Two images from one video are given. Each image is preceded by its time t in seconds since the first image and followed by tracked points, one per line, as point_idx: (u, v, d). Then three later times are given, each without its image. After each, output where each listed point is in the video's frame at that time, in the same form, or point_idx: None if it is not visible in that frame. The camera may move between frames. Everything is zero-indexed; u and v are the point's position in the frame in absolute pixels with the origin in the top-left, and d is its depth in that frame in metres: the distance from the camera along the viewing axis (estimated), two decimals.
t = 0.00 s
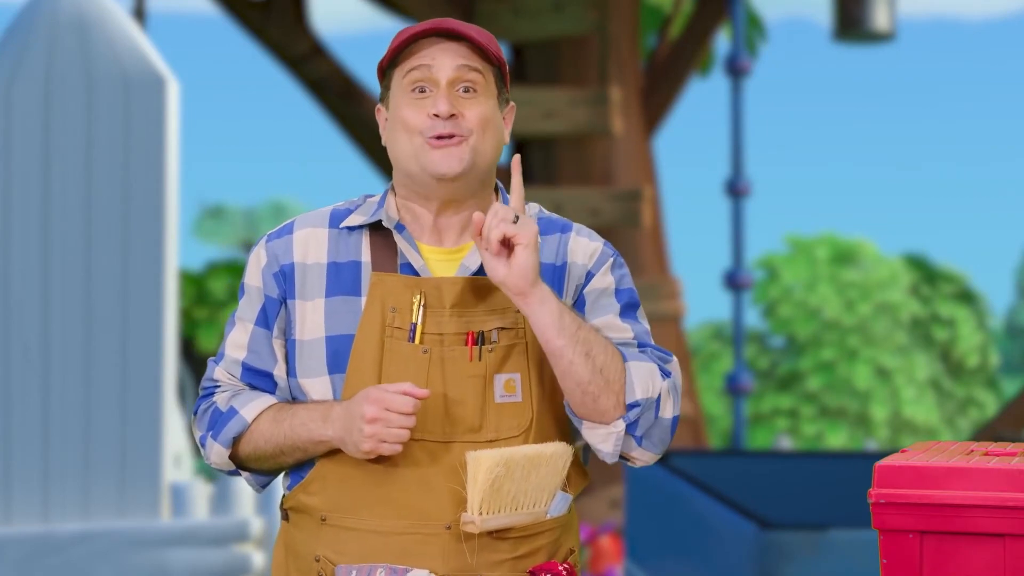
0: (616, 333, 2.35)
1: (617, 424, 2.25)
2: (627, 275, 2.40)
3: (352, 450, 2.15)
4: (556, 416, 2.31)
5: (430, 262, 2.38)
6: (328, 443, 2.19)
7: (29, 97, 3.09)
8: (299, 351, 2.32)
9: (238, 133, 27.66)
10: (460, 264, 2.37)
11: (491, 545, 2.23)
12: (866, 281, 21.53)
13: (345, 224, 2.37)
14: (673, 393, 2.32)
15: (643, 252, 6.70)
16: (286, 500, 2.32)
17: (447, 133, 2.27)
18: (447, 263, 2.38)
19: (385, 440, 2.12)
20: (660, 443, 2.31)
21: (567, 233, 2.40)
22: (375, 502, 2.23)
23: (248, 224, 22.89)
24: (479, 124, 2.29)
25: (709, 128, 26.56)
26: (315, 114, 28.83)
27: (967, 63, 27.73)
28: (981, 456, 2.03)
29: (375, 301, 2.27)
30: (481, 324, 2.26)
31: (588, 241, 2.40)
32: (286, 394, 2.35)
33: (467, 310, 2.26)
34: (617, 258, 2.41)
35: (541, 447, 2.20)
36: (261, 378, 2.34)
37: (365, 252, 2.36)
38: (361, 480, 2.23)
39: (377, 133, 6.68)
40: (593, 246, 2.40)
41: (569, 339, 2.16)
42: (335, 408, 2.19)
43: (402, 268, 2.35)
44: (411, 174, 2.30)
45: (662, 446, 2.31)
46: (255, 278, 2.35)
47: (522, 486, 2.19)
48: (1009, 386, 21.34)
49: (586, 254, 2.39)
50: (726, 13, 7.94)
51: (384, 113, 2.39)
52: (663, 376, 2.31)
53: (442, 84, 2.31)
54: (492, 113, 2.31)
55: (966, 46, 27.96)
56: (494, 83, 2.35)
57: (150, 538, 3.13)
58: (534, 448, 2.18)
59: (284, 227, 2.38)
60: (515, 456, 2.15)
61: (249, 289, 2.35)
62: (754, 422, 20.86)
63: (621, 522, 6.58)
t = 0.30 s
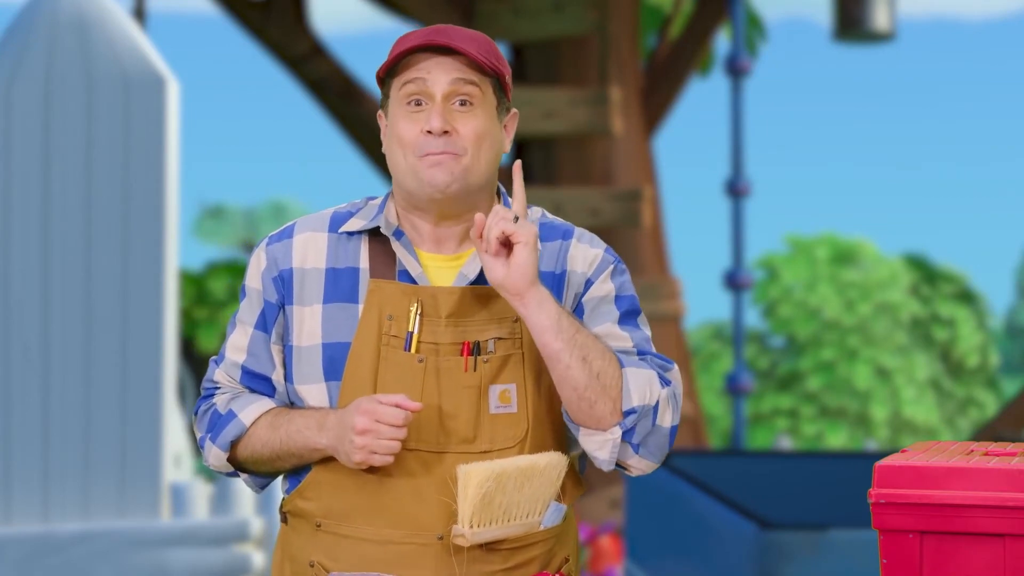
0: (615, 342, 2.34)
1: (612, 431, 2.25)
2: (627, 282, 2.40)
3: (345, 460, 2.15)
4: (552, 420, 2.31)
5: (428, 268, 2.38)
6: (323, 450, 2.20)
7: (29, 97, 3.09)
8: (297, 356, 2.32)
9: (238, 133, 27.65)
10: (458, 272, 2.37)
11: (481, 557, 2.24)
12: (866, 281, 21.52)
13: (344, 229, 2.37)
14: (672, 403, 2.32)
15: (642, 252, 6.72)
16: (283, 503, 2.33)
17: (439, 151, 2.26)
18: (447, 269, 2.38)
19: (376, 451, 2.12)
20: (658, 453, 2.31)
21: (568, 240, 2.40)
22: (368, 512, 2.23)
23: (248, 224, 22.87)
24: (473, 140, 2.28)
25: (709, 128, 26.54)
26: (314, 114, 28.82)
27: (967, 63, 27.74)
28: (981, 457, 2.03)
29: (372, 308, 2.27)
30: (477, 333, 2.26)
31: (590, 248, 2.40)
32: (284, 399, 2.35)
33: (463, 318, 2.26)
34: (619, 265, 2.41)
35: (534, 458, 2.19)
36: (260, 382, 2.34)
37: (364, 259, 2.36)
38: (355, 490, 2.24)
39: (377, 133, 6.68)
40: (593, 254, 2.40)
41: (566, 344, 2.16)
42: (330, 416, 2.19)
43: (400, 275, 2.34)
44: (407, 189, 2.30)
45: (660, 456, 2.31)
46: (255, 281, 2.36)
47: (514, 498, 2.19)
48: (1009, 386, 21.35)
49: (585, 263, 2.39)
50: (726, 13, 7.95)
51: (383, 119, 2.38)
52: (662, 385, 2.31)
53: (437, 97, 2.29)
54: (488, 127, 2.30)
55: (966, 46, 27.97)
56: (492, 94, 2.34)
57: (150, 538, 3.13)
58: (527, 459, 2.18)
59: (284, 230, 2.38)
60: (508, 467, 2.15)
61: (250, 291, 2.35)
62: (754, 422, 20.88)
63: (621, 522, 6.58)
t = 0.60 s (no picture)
0: (604, 365, 2.37)
1: (599, 462, 2.28)
2: (623, 295, 2.41)
3: (340, 469, 2.17)
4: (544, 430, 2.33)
5: (424, 275, 2.38)
6: (319, 458, 2.21)
7: (29, 98, 3.09)
8: (296, 365, 2.33)
9: (238, 133, 27.63)
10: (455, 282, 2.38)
11: (477, 565, 2.26)
12: (866, 281, 21.47)
13: (342, 237, 2.37)
14: (657, 426, 2.35)
15: (643, 253, 6.74)
16: (283, 507, 2.35)
17: (440, 160, 2.27)
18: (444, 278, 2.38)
19: (371, 459, 2.14)
20: (644, 476, 2.34)
21: (566, 251, 2.40)
22: (365, 520, 2.26)
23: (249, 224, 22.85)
24: (473, 149, 2.28)
25: (709, 128, 26.53)
26: (314, 113, 28.81)
27: (967, 63, 27.73)
28: (981, 457, 2.03)
29: (369, 317, 2.28)
30: (473, 342, 2.27)
31: (588, 260, 2.40)
32: (284, 405, 2.36)
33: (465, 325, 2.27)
34: (616, 278, 2.41)
35: (529, 467, 2.22)
36: (259, 388, 2.34)
37: (362, 267, 2.36)
38: (351, 498, 2.26)
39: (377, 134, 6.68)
40: (589, 265, 2.39)
41: (549, 384, 2.18)
42: (326, 424, 2.20)
43: (398, 283, 2.35)
44: (405, 198, 2.30)
45: (646, 480, 2.34)
46: (254, 288, 2.36)
47: (510, 506, 2.22)
48: (1009, 387, 21.34)
49: (582, 275, 2.39)
50: (726, 13, 7.95)
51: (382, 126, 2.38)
52: (646, 410, 2.33)
53: (436, 108, 2.29)
54: (487, 137, 2.30)
55: (966, 45, 27.95)
56: (491, 104, 2.33)
57: (150, 538, 3.13)
58: (523, 467, 2.21)
59: (284, 237, 2.39)
60: (502, 477, 2.17)
61: (249, 299, 2.35)
62: (755, 422, 20.89)
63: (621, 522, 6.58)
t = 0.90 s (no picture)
0: (611, 368, 2.38)
1: (607, 459, 2.30)
2: (623, 303, 2.44)
3: (334, 477, 2.18)
4: (549, 435, 2.35)
5: (423, 289, 2.39)
6: (312, 466, 2.22)
7: (29, 97, 3.09)
8: (294, 379, 2.34)
9: (238, 133, 27.64)
10: (454, 292, 2.38)
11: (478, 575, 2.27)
12: (866, 281, 21.50)
13: (339, 251, 2.39)
14: (665, 426, 2.37)
15: (642, 253, 6.77)
16: (282, 521, 2.37)
17: (441, 171, 2.29)
18: (443, 290, 2.39)
19: (368, 466, 2.15)
20: (652, 476, 2.36)
21: (564, 260, 2.44)
22: (366, 530, 2.27)
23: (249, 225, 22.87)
24: (473, 160, 2.30)
25: (710, 128, 26.50)
26: (313, 113, 28.81)
27: (967, 63, 27.75)
28: (981, 457, 2.03)
29: (368, 331, 2.29)
30: (471, 352, 2.28)
31: (586, 268, 2.43)
32: (281, 418, 2.37)
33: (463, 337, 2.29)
34: (614, 286, 2.44)
35: (531, 476, 2.23)
36: (255, 402, 2.36)
37: (359, 280, 2.38)
38: (350, 511, 2.28)
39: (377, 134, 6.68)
40: (588, 274, 2.42)
41: (560, 378, 2.20)
42: (322, 432, 2.22)
43: (395, 296, 2.37)
44: (407, 209, 2.32)
45: (655, 479, 2.36)
46: (251, 304, 2.38)
47: (510, 515, 2.23)
48: (1009, 386, 21.34)
49: (581, 282, 2.42)
50: (726, 13, 7.94)
51: (380, 138, 2.39)
52: (655, 408, 2.35)
53: (437, 121, 2.30)
54: (487, 148, 2.32)
55: (966, 46, 27.96)
56: (490, 115, 2.36)
57: (150, 538, 3.13)
58: (524, 476, 2.22)
59: (281, 252, 2.41)
60: (502, 486, 2.19)
61: (246, 314, 2.37)
62: (755, 422, 20.88)
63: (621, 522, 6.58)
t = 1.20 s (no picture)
0: (561, 338, 2.15)
1: (550, 438, 2.08)
2: (604, 272, 2.22)
3: (327, 458, 2.08)
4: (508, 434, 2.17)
5: (417, 267, 2.25)
6: (301, 448, 2.12)
7: (29, 97, 3.08)
8: (287, 361, 2.23)
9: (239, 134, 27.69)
10: (448, 270, 2.23)
11: (477, 549, 2.14)
12: (866, 281, 21.49)
13: (335, 232, 2.27)
14: (616, 395, 2.13)
15: (642, 253, 6.78)
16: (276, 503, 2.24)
17: (447, 151, 2.12)
18: (436, 268, 2.25)
19: (364, 449, 2.05)
20: (606, 447, 2.12)
21: (552, 237, 2.24)
22: (359, 506, 2.13)
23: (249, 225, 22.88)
24: (480, 140, 2.14)
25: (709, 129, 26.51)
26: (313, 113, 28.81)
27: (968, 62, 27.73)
28: (980, 458, 2.02)
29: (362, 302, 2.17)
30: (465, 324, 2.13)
31: (568, 242, 2.23)
32: (273, 401, 2.26)
33: (452, 312, 2.14)
34: (594, 255, 2.23)
35: (521, 450, 2.12)
36: (248, 385, 2.25)
37: (355, 260, 2.26)
38: (341, 486, 2.14)
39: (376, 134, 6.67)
40: (568, 247, 2.22)
41: (479, 368, 1.99)
42: (311, 414, 2.11)
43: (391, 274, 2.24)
44: (411, 189, 2.16)
45: (609, 450, 2.12)
46: (247, 288, 2.27)
47: (507, 488, 2.11)
48: (1009, 386, 21.33)
49: (561, 256, 2.22)
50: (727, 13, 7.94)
51: (377, 120, 2.22)
52: (597, 377, 2.10)
53: (443, 101, 2.13)
54: (492, 129, 2.17)
55: (967, 45, 27.95)
56: (491, 96, 2.19)
57: (151, 538, 3.13)
58: (515, 452, 2.10)
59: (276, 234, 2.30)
60: (499, 457, 2.08)
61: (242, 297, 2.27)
62: (755, 422, 20.88)
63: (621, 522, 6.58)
